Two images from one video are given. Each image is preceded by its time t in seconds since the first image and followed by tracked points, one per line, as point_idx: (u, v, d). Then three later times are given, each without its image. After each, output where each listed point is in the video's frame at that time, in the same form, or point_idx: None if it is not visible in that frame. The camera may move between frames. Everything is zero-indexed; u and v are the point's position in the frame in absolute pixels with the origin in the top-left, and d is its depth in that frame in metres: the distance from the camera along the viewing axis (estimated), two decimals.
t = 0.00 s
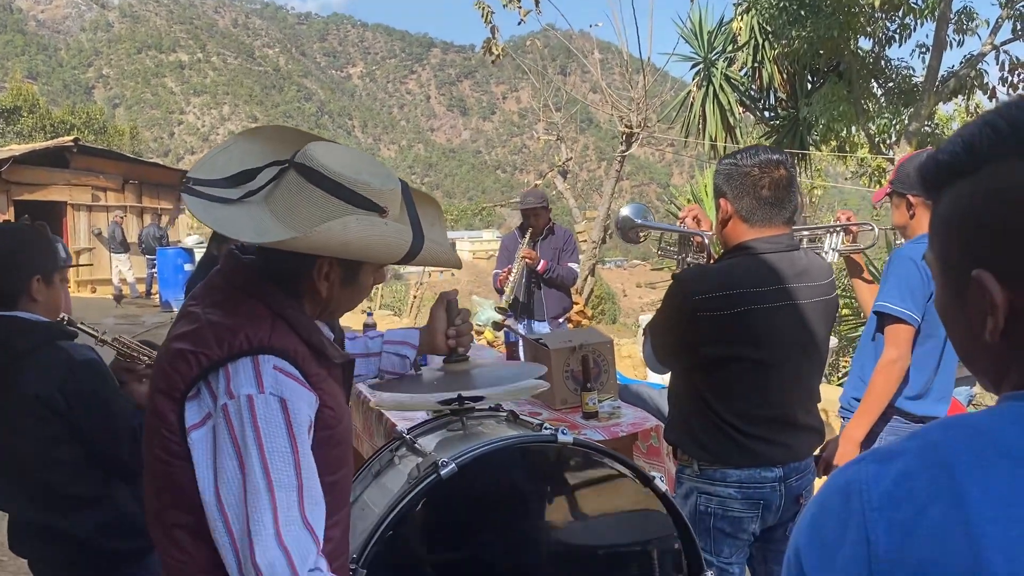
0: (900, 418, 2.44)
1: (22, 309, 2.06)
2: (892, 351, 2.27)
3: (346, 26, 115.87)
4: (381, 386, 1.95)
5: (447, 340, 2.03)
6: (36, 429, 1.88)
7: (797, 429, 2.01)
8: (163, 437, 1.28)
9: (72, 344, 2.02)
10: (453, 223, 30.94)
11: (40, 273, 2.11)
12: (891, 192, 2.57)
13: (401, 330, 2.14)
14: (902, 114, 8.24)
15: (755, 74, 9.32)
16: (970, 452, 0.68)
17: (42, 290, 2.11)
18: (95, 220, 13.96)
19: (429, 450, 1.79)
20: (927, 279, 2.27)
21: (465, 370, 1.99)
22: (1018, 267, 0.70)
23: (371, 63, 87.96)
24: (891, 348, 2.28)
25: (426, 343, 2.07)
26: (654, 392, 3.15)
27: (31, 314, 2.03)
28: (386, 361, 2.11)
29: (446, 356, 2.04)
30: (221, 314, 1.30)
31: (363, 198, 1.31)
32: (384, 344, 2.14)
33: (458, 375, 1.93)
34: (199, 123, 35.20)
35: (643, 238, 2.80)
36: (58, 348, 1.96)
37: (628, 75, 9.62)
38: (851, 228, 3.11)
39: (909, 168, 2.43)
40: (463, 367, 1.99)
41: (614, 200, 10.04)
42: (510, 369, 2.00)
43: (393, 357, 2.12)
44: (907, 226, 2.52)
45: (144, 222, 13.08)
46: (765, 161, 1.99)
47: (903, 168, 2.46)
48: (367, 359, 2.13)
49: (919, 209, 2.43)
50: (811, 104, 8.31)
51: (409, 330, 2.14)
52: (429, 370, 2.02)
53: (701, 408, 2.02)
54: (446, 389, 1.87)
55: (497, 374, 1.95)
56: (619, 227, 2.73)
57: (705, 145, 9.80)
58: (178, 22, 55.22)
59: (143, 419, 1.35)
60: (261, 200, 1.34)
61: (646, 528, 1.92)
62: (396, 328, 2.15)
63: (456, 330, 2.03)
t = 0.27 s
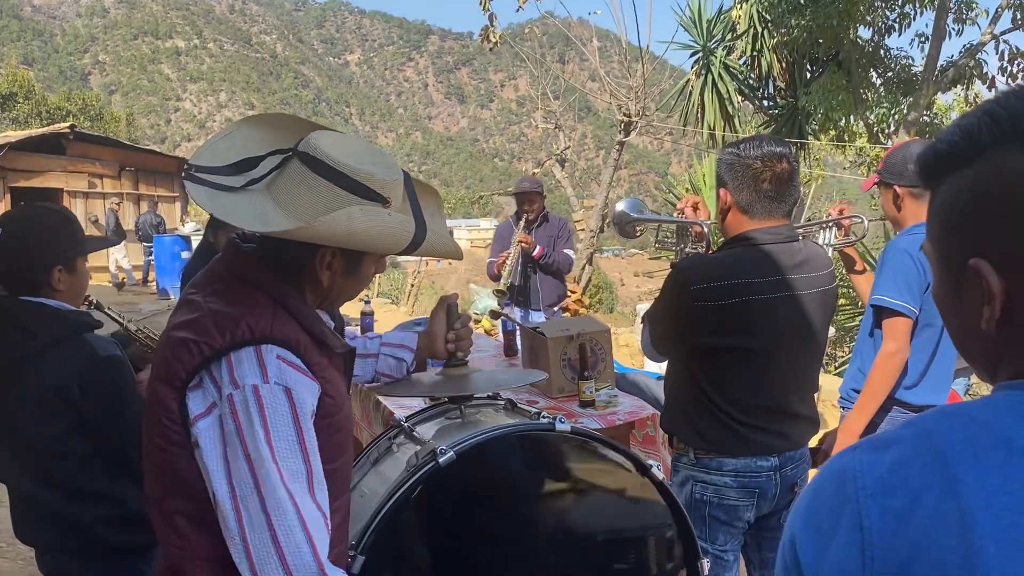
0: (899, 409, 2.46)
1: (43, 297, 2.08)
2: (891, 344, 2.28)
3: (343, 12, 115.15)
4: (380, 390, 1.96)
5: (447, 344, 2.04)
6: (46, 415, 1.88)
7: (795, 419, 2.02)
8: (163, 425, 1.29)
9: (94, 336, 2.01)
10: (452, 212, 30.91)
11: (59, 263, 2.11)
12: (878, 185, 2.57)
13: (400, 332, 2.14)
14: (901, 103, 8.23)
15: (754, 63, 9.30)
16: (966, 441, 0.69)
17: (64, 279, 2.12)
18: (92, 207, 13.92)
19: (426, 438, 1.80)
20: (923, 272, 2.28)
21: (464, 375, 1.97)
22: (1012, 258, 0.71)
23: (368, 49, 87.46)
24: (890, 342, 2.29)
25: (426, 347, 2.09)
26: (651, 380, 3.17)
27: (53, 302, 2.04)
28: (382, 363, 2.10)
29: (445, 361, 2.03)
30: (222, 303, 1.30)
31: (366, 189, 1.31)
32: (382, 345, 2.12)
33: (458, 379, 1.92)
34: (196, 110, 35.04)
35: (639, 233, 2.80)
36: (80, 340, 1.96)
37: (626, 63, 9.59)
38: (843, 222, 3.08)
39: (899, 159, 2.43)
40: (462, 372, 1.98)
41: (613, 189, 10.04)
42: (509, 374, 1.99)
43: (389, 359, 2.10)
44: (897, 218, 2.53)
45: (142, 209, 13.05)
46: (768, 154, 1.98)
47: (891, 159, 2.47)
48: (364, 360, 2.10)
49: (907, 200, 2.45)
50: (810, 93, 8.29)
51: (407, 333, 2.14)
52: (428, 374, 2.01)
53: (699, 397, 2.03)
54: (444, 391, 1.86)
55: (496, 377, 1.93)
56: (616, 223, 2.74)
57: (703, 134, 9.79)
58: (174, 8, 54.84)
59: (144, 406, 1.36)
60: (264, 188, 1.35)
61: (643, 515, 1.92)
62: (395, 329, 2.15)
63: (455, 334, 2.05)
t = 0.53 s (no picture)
0: (899, 398, 2.48)
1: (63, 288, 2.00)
2: (889, 332, 2.29)
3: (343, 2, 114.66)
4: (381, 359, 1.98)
5: (442, 307, 2.00)
6: (49, 397, 1.82)
7: (796, 407, 2.04)
8: (169, 411, 1.30)
9: (115, 328, 1.95)
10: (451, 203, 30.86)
11: (86, 257, 2.03)
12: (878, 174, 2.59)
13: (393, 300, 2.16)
14: (902, 96, 8.22)
15: (755, 55, 9.27)
16: (967, 429, 0.71)
17: (87, 273, 2.04)
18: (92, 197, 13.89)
19: (429, 426, 1.82)
20: (920, 260, 2.30)
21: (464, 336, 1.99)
22: (1011, 247, 0.72)
23: (368, 40, 87.12)
24: (888, 329, 2.30)
25: (421, 313, 2.06)
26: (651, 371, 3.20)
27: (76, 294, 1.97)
28: (381, 334, 2.14)
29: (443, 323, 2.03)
30: (227, 290, 1.31)
31: (371, 177, 1.32)
32: (378, 318, 2.16)
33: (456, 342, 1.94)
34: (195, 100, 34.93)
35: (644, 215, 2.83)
36: (101, 333, 1.90)
37: (627, 54, 9.56)
38: (843, 209, 3.12)
39: (898, 150, 2.45)
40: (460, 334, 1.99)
41: (613, 181, 10.03)
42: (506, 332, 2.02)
43: (388, 329, 2.15)
44: (896, 212, 2.54)
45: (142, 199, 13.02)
46: (771, 144, 1.98)
47: (893, 151, 2.48)
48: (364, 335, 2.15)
49: (906, 190, 2.46)
50: (811, 85, 8.28)
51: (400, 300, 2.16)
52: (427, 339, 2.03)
53: (700, 385, 2.05)
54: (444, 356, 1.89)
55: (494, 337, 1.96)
56: (621, 203, 2.76)
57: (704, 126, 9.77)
58: None
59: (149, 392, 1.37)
60: (269, 175, 1.35)
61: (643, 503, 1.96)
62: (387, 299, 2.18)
63: (449, 297, 1.99)
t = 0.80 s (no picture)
0: (901, 390, 2.49)
1: (84, 280, 1.99)
2: (893, 326, 2.29)
3: None
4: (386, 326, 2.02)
5: (445, 275, 2.04)
6: (56, 393, 1.82)
7: (803, 395, 2.04)
8: (180, 392, 1.30)
9: (131, 325, 1.93)
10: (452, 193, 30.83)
11: (108, 249, 2.01)
12: (886, 164, 2.59)
13: (396, 273, 2.29)
14: (906, 87, 8.20)
15: (759, 45, 9.24)
16: (989, 411, 0.70)
17: (109, 265, 2.02)
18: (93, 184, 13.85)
19: (437, 413, 1.82)
20: (926, 253, 2.31)
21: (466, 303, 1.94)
22: None
23: (368, 28, 86.72)
24: (893, 323, 2.30)
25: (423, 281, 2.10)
26: (656, 360, 3.21)
27: (97, 288, 1.96)
28: (385, 305, 2.27)
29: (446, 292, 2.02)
30: (236, 272, 1.31)
31: (383, 159, 1.32)
32: (381, 289, 2.27)
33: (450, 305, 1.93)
34: (195, 88, 34.81)
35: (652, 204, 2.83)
36: (117, 331, 1.88)
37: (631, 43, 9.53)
38: (852, 201, 3.14)
39: (906, 141, 2.45)
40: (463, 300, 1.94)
41: (616, 171, 10.02)
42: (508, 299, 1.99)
43: (391, 300, 2.27)
44: (903, 198, 2.54)
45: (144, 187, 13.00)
46: (780, 129, 1.98)
47: (899, 142, 2.47)
48: (367, 306, 2.25)
49: (915, 180, 2.45)
50: (815, 75, 8.26)
51: (404, 273, 2.29)
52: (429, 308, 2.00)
53: (707, 372, 2.05)
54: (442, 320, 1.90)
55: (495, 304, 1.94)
56: (628, 194, 2.74)
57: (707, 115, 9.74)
58: None
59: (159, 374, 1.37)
60: (281, 157, 1.35)
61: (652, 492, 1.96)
62: (391, 271, 2.29)
63: (453, 265, 2.04)
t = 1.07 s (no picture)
0: (907, 381, 2.50)
1: (99, 268, 2.00)
2: (900, 319, 2.30)
3: None
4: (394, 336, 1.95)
5: (464, 287, 2.07)
6: (73, 382, 1.83)
7: (810, 383, 2.05)
8: (196, 373, 1.31)
9: (142, 315, 1.94)
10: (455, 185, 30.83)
11: (125, 237, 2.04)
12: (896, 156, 2.59)
13: (416, 278, 2.11)
14: (913, 80, 8.17)
15: (765, 37, 9.22)
16: (1008, 396, 0.71)
17: (124, 254, 2.04)
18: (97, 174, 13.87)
19: (446, 399, 1.83)
20: (936, 246, 2.32)
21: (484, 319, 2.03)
22: None
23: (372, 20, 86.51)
24: (900, 317, 2.31)
25: (442, 288, 2.09)
26: (662, 350, 3.23)
27: (112, 276, 1.97)
28: (402, 309, 2.07)
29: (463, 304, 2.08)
30: (253, 255, 1.32)
31: (398, 143, 1.33)
32: (399, 292, 2.08)
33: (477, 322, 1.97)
34: (199, 79, 34.81)
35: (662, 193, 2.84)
36: (127, 322, 1.89)
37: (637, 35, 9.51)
38: (860, 194, 3.09)
39: (916, 132, 2.45)
40: (481, 317, 2.04)
41: (621, 163, 10.02)
42: (524, 314, 2.07)
43: (408, 305, 2.08)
44: (911, 190, 2.55)
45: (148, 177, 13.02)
46: (790, 118, 1.99)
47: (908, 133, 2.48)
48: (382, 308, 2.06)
49: (925, 172, 2.47)
50: (821, 68, 8.24)
51: (424, 277, 2.12)
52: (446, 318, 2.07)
53: (715, 361, 2.06)
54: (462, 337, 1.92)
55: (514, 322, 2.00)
56: (638, 182, 2.75)
57: (713, 108, 9.73)
58: None
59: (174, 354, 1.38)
60: (295, 141, 1.36)
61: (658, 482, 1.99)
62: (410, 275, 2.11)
63: (471, 278, 2.07)
